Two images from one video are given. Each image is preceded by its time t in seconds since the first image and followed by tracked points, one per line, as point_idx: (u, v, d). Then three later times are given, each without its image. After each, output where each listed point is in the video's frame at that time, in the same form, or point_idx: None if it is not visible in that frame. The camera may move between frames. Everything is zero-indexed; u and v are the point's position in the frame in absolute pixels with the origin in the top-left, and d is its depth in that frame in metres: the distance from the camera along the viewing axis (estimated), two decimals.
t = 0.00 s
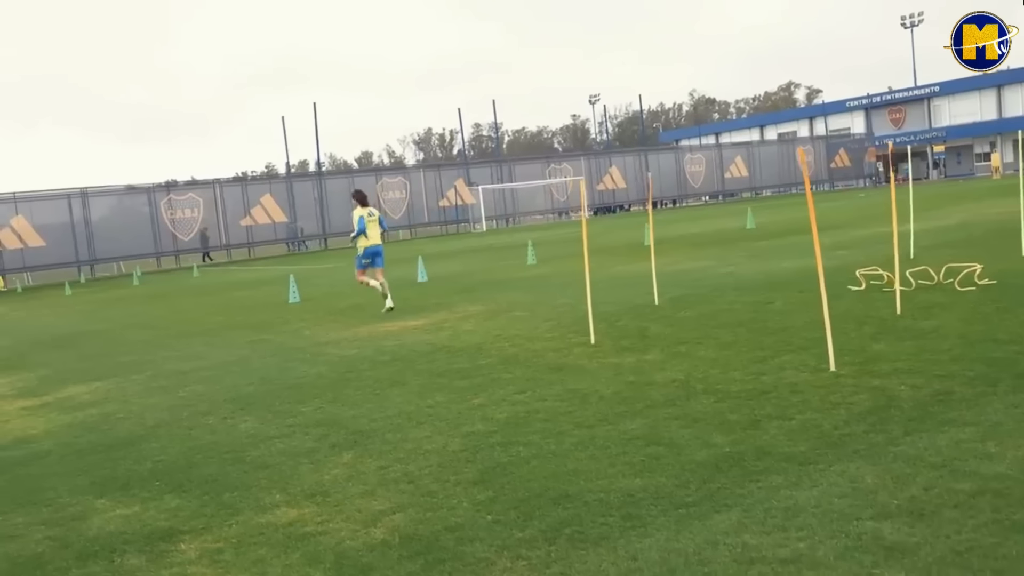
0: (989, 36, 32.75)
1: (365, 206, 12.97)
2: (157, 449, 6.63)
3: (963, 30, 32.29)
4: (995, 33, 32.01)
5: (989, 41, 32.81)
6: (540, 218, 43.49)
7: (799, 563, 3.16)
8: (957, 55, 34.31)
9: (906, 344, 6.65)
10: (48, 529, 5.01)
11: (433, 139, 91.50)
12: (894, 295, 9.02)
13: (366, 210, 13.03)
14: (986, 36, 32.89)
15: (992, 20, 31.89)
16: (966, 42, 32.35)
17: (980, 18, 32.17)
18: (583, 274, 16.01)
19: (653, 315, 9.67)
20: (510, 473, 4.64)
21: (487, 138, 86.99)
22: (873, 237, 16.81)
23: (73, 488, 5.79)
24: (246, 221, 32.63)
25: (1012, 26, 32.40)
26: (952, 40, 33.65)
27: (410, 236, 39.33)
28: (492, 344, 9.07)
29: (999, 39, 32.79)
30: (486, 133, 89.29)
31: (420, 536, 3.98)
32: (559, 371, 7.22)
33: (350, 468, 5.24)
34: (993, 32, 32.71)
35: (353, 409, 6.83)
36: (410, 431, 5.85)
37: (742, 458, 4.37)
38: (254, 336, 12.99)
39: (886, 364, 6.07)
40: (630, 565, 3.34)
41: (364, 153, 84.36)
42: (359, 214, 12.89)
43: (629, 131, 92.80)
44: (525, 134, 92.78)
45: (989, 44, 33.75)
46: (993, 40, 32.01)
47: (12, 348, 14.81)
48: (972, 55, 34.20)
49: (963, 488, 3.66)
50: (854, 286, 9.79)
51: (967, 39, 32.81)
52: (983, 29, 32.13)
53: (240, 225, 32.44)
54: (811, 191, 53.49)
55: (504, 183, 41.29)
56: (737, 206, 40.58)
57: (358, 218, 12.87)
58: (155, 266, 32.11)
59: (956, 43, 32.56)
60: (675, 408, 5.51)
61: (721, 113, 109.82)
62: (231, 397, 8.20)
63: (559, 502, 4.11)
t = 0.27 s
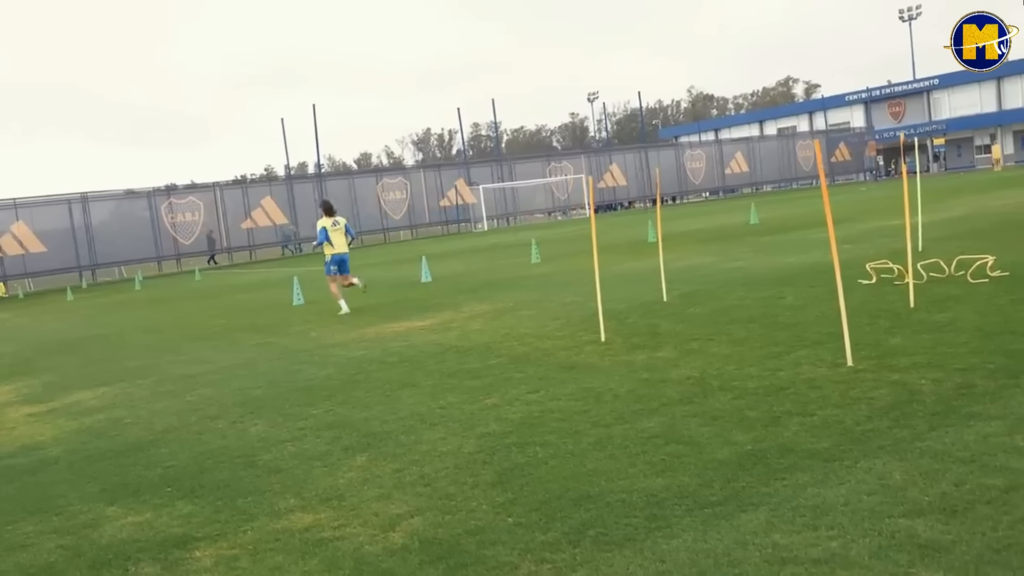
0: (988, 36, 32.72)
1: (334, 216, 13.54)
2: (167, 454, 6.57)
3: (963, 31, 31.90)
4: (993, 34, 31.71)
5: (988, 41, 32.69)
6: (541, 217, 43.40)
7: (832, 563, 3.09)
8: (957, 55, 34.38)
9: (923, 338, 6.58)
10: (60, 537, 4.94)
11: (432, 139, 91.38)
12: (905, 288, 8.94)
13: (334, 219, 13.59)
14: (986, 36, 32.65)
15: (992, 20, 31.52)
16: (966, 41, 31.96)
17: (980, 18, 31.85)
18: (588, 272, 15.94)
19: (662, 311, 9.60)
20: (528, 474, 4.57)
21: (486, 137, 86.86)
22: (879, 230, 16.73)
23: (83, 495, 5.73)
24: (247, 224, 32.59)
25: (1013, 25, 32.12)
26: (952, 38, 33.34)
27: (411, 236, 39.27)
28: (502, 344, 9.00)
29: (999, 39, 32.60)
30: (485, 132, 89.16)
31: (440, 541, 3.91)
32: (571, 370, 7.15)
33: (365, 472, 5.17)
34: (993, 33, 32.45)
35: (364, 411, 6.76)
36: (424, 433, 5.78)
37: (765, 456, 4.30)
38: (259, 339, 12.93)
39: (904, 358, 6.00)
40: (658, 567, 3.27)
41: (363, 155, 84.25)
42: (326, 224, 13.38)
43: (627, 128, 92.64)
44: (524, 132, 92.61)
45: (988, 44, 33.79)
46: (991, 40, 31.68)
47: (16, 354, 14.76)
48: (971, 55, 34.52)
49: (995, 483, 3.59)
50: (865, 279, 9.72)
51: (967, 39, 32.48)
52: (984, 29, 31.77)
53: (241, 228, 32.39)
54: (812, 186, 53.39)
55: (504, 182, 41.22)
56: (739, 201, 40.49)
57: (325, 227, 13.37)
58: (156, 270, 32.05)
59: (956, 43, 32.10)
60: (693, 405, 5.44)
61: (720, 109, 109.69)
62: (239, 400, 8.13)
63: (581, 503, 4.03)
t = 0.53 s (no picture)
0: (987, 37, 32.66)
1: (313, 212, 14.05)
2: (172, 457, 6.51)
3: (963, 31, 31.63)
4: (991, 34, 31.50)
5: (988, 41, 32.52)
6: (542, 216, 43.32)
7: (855, 563, 3.03)
8: (957, 55, 34.29)
9: (935, 333, 6.51)
10: (65, 542, 4.88)
11: (431, 139, 91.24)
12: (914, 283, 8.86)
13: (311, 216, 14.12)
14: (986, 36, 32.43)
15: (992, 20, 31.23)
16: (966, 41, 31.65)
17: (980, 18, 31.62)
18: (590, 270, 15.89)
19: (669, 309, 9.55)
20: (540, 475, 4.51)
21: (485, 137, 86.78)
22: (882, 226, 16.67)
23: (88, 500, 5.67)
24: (247, 225, 32.56)
25: (1014, 24, 31.85)
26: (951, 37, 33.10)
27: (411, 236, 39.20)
28: (507, 342, 8.95)
29: (999, 38, 32.39)
30: (484, 132, 89.04)
31: (452, 543, 3.84)
32: (578, 369, 7.09)
33: (372, 474, 5.11)
34: (994, 32, 32.21)
35: (370, 412, 6.70)
36: (431, 433, 5.72)
37: (780, 454, 4.24)
38: (262, 339, 12.87)
39: (916, 353, 5.92)
40: (676, 570, 3.20)
41: (362, 155, 84.11)
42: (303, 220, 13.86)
43: (626, 126, 92.51)
44: (523, 131, 92.51)
45: (988, 44, 33.70)
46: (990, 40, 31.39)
47: (18, 357, 14.71)
48: (972, 54, 34.23)
49: (1018, 481, 3.52)
50: (872, 275, 9.67)
51: (967, 39, 32.21)
52: (984, 29, 31.49)
53: (241, 229, 32.36)
54: (812, 182, 53.29)
55: (504, 181, 41.14)
56: (739, 198, 40.43)
57: (301, 224, 13.91)
58: (157, 272, 32.01)
59: (956, 43, 31.81)
60: (704, 403, 5.38)
61: (718, 106, 109.63)
62: (243, 402, 8.07)
63: (595, 503, 3.97)
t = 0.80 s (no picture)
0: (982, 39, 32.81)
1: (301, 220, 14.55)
2: (175, 459, 6.45)
3: (963, 31, 31.51)
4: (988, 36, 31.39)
5: (988, 41, 32.43)
6: (542, 215, 43.23)
7: (876, 564, 2.97)
8: (957, 55, 34.22)
9: (944, 329, 6.45)
10: (68, 547, 4.82)
11: (430, 138, 91.10)
12: (921, 279, 8.79)
13: (300, 223, 14.64)
14: (986, 35, 32.27)
15: (992, 21, 31.06)
16: (965, 40, 31.39)
17: (980, 19, 31.46)
18: (593, 268, 15.82)
19: (673, 307, 9.49)
20: (549, 475, 4.45)
21: (484, 135, 86.64)
22: (885, 222, 16.61)
23: (91, 503, 5.61)
24: (247, 226, 32.48)
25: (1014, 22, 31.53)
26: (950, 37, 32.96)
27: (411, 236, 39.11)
28: (512, 342, 8.89)
29: (998, 38, 32.25)
30: (483, 131, 88.90)
31: (462, 546, 3.78)
32: (584, 367, 7.03)
33: (379, 475, 5.05)
34: (993, 30, 31.95)
35: (374, 412, 6.63)
36: (438, 434, 5.66)
37: (794, 452, 4.18)
38: (264, 340, 12.80)
39: (928, 349, 5.86)
40: (692, 572, 3.14)
41: (361, 155, 84.00)
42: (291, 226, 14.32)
43: (626, 125, 92.39)
44: (522, 130, 92.36)
45: (987, 45, 33.60)
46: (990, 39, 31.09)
47: (19, 359, 14.64)
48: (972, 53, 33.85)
49: None
50: (878, 272, 9.60)
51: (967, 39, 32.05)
52: (983, 29, 31.33)
53: (241, 230, 32.28)
54: (812, 179, 53.21)
55: (504, 180, 41.05)
56: (740, 196, 40.34)
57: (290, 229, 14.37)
58: (157, 273, 31.93)
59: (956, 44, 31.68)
60: (713, 402, 5.32)
61: (717, 104, 109.55)
62: (246, 404, 8.00)
63: (607, 505, 3.91)
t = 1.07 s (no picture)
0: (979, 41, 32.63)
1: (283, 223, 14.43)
2: (182, 462, 6.37)
3: (963, 31, 31.38)
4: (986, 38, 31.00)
5: (987, 41, 32.22)
6: (542, 212, 43.13)
7: (905, 565, 2.89)
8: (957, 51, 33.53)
9: (958, 323, 6.37)
10: (74, 553, 4.74)
11: (429, 137, 90.98)
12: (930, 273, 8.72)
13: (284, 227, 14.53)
14: (985, 35, 32.03)
15: (991, 21, 30.78)
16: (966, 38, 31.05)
17: (980, 19, 31.29)
18: (596, 266, 15.73)
19: (681, 303, 9.41)
20: (563, 475, 4.38)
21: (483, 134, 86.45)
22: (889, 216, 16.51)
23: (96, 508, 5.54)
24: (247, 226, 32.38)
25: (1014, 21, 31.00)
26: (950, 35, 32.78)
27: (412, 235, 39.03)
28: (518, 340, 8.81)
29: (998, 38, 32.04)
30: (482, 130, 88.78)
31: (477, 549, 3.71)
32: (593, 366, 6.95)
33: (389, 477, 4.98)
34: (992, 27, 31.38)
35: (382, 413, 6.56)
36: (447, 434, 5.59)
37: (812, 450, 4.10)
38: (267, 341, 12.72)
39: (943, 343, 5.78)
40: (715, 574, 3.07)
41: (360, 155, 83.90)
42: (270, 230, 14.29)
43: (625, 122, 92.25)
44: (521, 128, 92.14)
45: (985, 45, 33.55)
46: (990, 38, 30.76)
47: (20, 363, 14.55)
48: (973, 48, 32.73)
49: None
50: (886, 266, 9.52)
51: (967, 39, 31.82)
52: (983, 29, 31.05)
53: (241, 230, 32.19)
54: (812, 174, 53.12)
55: (504, 178, 40.95)
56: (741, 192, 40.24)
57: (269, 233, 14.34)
58: (157, 275, 31.82)
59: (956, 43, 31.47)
60: (727, 399, 5.25)
61: (716, 101, 109.42)
62: (252, 405, 7.93)
63: (624, 505, 3.83)
